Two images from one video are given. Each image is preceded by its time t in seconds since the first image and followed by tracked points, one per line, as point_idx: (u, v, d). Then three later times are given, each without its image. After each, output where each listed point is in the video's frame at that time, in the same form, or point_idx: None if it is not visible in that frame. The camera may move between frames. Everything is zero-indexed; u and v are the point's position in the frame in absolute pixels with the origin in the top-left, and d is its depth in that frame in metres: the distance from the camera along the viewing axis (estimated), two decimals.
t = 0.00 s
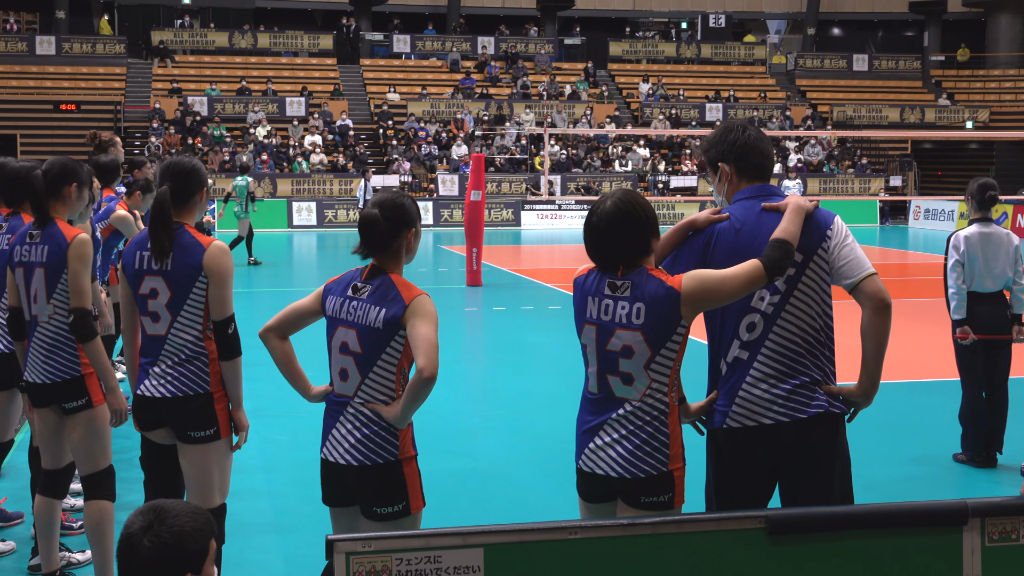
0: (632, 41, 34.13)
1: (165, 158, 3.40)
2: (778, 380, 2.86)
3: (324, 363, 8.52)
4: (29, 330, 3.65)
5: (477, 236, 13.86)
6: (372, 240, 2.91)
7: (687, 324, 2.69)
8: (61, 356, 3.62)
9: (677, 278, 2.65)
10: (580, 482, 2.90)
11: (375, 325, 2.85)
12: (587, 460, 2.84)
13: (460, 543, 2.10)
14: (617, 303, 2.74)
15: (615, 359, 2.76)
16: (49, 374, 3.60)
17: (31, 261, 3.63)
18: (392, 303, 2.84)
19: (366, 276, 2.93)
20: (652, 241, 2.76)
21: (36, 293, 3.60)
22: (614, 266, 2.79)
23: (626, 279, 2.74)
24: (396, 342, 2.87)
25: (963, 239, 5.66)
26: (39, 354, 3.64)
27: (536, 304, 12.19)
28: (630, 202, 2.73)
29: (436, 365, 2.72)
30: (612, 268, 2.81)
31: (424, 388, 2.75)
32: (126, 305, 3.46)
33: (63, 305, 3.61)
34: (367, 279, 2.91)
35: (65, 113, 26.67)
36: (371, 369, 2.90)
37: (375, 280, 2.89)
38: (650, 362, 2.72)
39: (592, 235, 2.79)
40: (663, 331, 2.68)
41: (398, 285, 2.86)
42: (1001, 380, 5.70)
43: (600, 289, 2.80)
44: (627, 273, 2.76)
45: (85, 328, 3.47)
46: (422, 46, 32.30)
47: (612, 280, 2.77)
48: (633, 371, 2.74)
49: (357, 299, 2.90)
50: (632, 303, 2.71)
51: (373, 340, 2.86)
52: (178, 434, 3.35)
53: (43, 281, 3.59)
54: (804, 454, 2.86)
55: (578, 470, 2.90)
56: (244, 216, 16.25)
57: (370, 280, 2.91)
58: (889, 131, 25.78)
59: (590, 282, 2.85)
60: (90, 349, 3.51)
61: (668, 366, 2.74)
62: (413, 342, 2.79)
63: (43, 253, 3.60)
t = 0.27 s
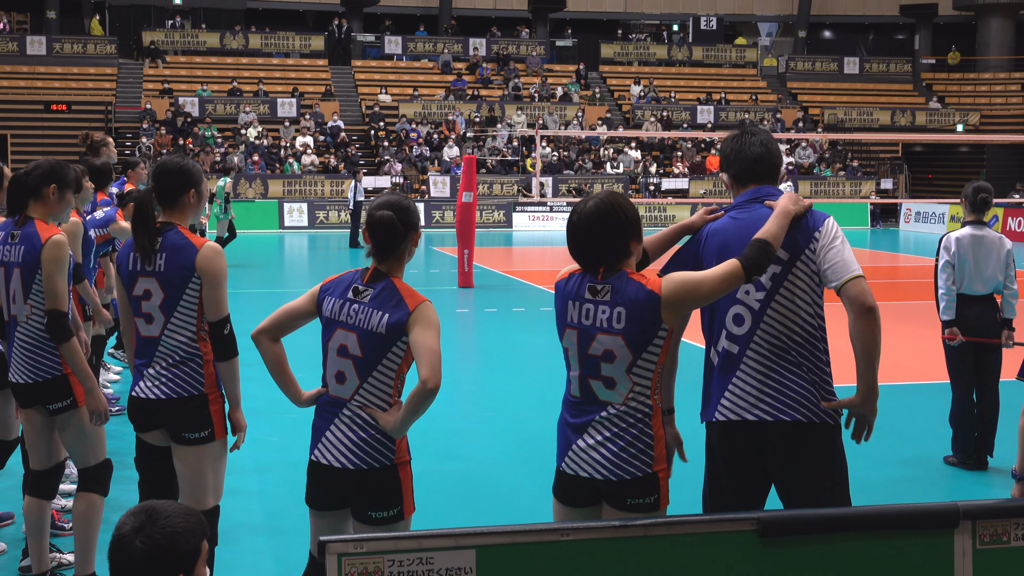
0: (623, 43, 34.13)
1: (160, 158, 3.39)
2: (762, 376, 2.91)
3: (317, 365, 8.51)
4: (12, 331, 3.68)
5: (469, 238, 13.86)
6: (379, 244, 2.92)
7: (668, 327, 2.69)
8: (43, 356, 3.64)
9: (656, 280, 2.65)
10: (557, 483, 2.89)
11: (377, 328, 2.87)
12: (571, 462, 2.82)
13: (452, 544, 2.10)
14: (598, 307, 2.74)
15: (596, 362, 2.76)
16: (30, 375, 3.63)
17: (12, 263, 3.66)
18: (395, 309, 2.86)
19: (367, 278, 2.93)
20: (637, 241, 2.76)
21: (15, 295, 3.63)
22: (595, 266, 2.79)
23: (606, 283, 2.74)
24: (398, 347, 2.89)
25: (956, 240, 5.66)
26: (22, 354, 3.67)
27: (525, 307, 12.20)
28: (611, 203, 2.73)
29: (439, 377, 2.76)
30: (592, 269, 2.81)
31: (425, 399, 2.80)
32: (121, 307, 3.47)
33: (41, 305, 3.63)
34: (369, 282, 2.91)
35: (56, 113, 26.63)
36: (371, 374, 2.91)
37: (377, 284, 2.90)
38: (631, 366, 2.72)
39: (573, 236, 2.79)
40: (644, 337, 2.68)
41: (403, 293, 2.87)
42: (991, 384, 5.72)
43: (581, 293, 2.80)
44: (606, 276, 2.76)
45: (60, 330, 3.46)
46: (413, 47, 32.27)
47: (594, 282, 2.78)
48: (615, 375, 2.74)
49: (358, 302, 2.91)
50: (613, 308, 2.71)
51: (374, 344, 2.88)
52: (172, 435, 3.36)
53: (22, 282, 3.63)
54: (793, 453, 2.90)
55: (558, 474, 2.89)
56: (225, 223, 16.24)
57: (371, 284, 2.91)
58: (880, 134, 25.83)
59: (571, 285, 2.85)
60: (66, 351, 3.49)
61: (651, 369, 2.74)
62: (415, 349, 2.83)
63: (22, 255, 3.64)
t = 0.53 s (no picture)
0: (621, 45, 34.11)
1: (164, 160, 3.43)
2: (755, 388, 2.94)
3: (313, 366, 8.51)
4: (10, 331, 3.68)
5: (465, 239, 13.87)
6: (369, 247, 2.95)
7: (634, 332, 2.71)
8: (43, 356, 3.65)
9: (626, 280, 2.68)
10: (531, 483, 2.93)
11: (376, 330, 2.87)
12: (544, 459, 2.87)
13: (449, 545, 2.11)
14: (566, 308, 2.79)
15: (566, 363, 2.80)
16: (29, 374, 3.63)
17: (12, 263, 3.66)
18: (388, 309, 2.87)
19: (359, 279, 2.94)
20: (609, 234, 2.82)
21: (15, 295, 3.63)
22: (566, 264, 2.84)
23: (574, 285, 2.79)
24: (392, 349, 2.89)
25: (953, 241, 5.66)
26: (22, 354, 3.67)
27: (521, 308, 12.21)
28: (583, 202, 2.78)
29: (433, 376, 2.76)
30: (561, 269, 2.85)
31: (421, 398, 2.77)
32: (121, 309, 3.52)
33: (41, 305, 3.64)
34: (363, 283, 2.92)
35: (53, 114, 26.61)
36: (363, 378, 2.91)
37: (369, 285, 2.90)
38: (600, 367, 2.76)
39: (547, 238, 2.83)
40: (611, 337, 2.72)
41: (396, 292, 2.89)
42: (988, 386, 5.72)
43: (549, 294, 2.84)
44: (574, 278, 2.81)
45: (58, 329, 3.45)
46: (411, 48, 32.25)
47: (562, 284, 2.82)
48: (584, 376, 2.78)
49: (351, 303, 2.91)
50: (581, 308, 2.76)
51: (369, 345, 2.88)
52: (174, 436, 3.38)
53: (23, 283, 3.63)
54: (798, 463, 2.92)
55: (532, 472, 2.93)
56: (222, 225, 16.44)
57: (365, 284, 2.91)
58: (877, 137, 25.85)
59: (543, 286, 2.88)
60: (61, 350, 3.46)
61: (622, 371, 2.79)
62: (410, 349, 2.83)
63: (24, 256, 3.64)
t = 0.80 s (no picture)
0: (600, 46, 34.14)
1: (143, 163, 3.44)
2: (763, 400, 2.97)
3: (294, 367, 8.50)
4: None
5: (444, 241, 13.87)
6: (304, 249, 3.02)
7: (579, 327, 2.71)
8: (28, 360, 3.65)
9: (581, 282, 2.74)
10: (488, 480, 2.95)
11: (328, 328, 2.88)
12: (495, 453, 2.90)
13: (427, 547, 2.10)
14: (519, 303, 2.83)
15: (517, 357, 2.83)
16: (14, 378, 3.62)
17: None
18: (344, 305, 2.87)
19: (311, 280, 2.95)
20: (570, 233, 2.87)
21: None
22: (528, 263, 2.88)
23: (530, 280, 2.83)
24: (348, 347, 2.90)
25: (930, 241, 5.68)
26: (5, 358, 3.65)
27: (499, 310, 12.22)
28: (548, 203, 2.83)
29: (386, 368, 2.72)
30: (522, 267, 2.90)
31: (376, 390, 2.76)
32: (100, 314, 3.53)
33: (30, 308, 3.63)
34: (314, 283, 2.93)
35: (29, 115, 26.48)
36: (324, 375, 2.91)
37: (322, 285, 2.91)
38: (550, 361, 2.79)
39: (507, 234, 2.88)
40: (560, 331, 2.75)
41: (350, 287, 2.90)
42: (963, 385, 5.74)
43: (507, 291, 2.88)
44: (531, 275, 2.85)
45: (55, 334, 3.51)
46: (390, 49, 32.23)
47: (519, 280, 2.86)
48: (534, 371, 2.81)
49: (304, 303, 2.92)
50: (534, 302, 2.80)
51: (326, 343, 2.88)
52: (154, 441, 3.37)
53: (9, 284, 3.60)
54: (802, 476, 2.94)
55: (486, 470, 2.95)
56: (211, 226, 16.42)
57: (317, 285, 2.92)
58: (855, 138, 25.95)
59: (500, 284, 2.92)
60: (60, 354, 3.53)
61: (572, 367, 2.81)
62: (364, 344, 2.81)
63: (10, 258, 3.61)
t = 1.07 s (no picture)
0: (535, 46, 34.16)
1: (76, 164, 3.38)
2: (757, 397, 2.96)
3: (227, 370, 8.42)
4: None
5: (381, 241, 13.81)
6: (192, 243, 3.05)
7: (490, 323, 2.70)
8: None
9: (498, 281, 2.77)
10: (408, 479, 2.94)
11: (230, 327, 2.87)
12: (413, 455, 2.89)
13: (362, 550, 2.08)
14: (438, 298, 2.82)
15: (433, 353, 2.82)
16: None
17: None
18: (244, 301, 2.87)
19: (209, 282, 2.93)
20: (492, 238, 2.87)
21: None
22: (453, 260, 2.88)
23: (449, 279, 2.83)
24: (251, 345, 2.89)
25: (863, 239, 5.73)
26: None
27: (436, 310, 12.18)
28: (476, 202, 2.82)
29: (288, 357, 2.78)
30: (443, 266, 2.90)
31: (280, 381, 2.79)
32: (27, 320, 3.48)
33: None
34: (212, 285, 2.92)
35: None
36: (231, 374, 2.90)
37: (219, 285, 2.91)
38: (462, 357, 2.78)
39: (435, 235, 2.88)
40: (471, 326, 2.75)
41: (247, 283, 2.90)
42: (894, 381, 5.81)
43: (426, 288, 2.87)
44: (452, 272, 2.85)
45: (9, 340, 3.46)
46: (325, 49, 32.04)
47: (438, 278, 2.86)
48: (448, 366, 2.80)
49: (204, 305, 2.90)
50: (450, 298, 2.79)
51: (231, 343, 2.87)
52: (88, 447, 3.31)
53: None
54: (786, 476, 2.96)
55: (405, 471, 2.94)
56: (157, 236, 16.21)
57: (215, 285, 2.91)
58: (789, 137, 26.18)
59: (423, 282, 2.91)
60: (19, 360, 3.52)
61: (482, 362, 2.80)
62: (266, 337, 2.83)
63: None
